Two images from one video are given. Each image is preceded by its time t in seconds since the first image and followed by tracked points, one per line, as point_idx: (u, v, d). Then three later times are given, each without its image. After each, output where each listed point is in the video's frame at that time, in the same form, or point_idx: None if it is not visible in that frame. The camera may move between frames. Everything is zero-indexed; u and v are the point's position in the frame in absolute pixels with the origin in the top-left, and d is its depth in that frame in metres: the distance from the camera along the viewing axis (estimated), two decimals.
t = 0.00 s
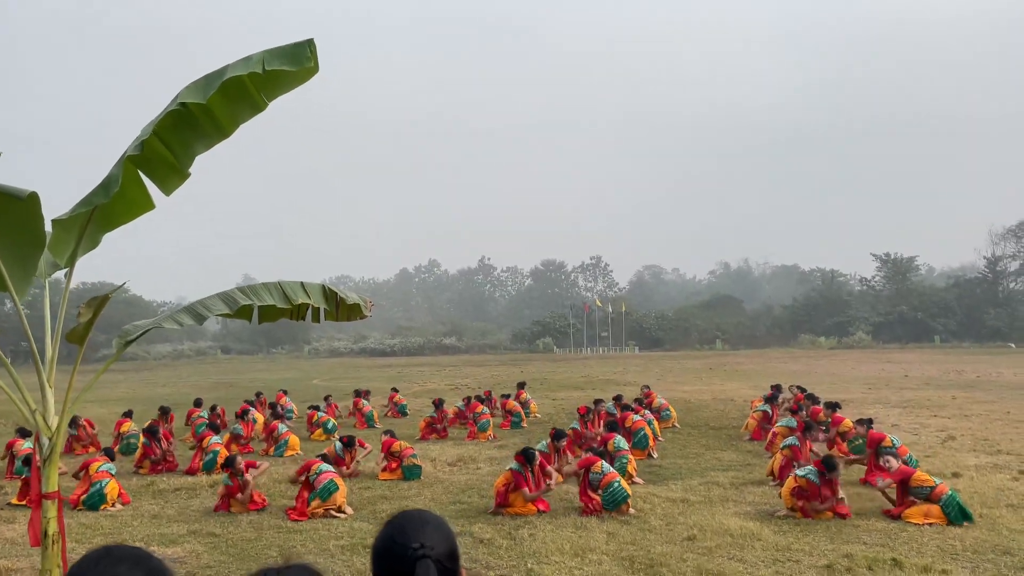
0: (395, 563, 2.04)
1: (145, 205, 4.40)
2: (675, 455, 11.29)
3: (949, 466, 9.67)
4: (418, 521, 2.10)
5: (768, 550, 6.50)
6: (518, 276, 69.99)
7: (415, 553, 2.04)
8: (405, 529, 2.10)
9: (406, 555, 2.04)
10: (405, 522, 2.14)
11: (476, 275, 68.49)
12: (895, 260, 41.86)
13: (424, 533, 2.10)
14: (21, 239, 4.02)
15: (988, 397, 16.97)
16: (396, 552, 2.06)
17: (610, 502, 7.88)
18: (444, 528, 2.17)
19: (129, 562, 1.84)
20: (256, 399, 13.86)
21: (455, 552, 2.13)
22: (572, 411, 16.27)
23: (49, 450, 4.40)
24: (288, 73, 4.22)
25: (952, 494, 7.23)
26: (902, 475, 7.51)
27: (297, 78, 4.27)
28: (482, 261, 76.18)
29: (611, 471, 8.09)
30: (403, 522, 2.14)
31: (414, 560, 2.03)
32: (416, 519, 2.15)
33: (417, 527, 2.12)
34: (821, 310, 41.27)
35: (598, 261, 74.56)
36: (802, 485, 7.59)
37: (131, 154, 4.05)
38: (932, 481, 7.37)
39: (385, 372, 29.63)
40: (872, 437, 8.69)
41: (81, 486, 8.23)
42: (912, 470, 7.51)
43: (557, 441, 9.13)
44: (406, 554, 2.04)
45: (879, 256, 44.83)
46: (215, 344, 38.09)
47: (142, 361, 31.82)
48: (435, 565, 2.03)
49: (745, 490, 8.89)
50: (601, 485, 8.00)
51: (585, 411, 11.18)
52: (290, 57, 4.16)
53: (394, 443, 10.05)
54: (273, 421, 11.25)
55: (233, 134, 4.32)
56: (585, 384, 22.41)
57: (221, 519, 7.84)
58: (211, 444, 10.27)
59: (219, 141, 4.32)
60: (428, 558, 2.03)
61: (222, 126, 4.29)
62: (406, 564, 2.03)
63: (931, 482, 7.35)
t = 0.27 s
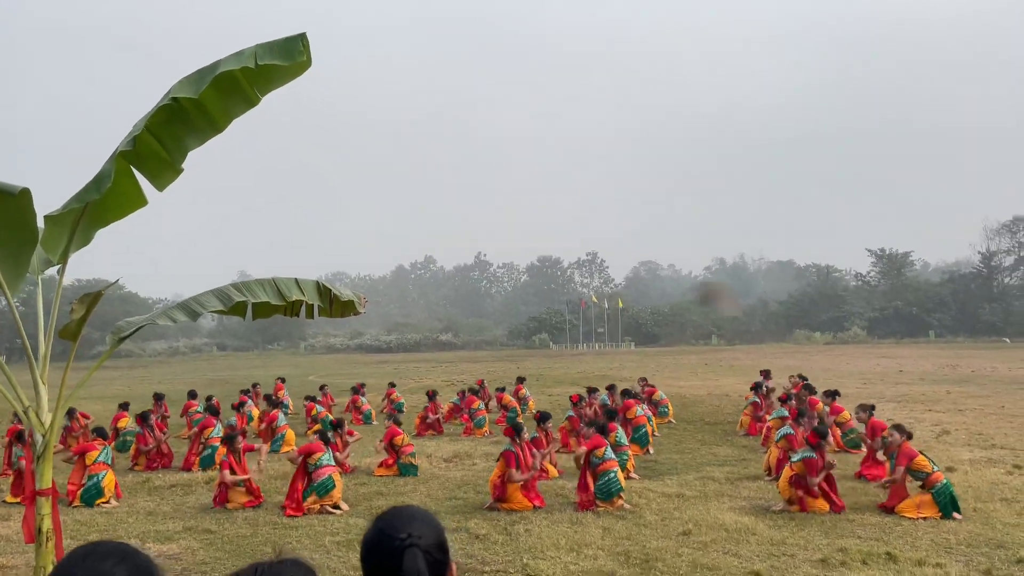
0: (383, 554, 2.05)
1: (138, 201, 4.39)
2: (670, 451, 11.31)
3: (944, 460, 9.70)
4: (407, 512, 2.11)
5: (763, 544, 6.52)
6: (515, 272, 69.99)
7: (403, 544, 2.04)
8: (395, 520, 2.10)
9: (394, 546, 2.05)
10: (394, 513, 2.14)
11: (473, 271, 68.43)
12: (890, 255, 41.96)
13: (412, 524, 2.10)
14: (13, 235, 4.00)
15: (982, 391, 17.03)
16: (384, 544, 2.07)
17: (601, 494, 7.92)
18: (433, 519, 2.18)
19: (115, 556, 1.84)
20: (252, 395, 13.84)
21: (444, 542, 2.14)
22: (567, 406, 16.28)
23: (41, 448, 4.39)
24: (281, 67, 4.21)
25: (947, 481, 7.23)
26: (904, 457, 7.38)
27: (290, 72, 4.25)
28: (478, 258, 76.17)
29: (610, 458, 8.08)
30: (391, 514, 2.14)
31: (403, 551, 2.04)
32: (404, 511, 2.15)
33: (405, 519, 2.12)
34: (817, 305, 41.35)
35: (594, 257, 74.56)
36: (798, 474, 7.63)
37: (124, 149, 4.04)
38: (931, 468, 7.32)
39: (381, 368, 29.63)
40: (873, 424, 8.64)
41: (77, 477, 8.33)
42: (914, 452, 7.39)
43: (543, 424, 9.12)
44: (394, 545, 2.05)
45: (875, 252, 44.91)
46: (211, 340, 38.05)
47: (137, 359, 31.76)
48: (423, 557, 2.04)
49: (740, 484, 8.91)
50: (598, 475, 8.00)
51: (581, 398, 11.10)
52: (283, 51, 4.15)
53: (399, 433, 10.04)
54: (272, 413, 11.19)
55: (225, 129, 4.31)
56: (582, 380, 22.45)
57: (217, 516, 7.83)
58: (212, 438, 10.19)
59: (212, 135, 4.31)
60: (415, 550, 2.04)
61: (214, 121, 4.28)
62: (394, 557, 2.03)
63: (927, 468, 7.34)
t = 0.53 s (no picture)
0: (378, 551, 2.05)
1: (134, 196, 4.38)
2: (668, 446, 11.32)
3: (940, 454, 9.73)
4: (402, 509, 2.11)
5: (761, 539, 6.53)
6: (512, 268, 69.95)
7: (399, 541, 2.04)
8: (390, 516, 2.11)
9: (389, 543, 2.04)
10: (389, 510, 2.14)
11: (471, 266, 68.35)
12: (887, 250, 41.99)
13: (407, 521, 2.10)
14: (9, 229, 3.99)
15: (980, 386, 17.05)
16: (379, 541, 2.06)
17: (606, 495, 7.95)
18: (429, 514, 2.18)
19: (107, 553, 1.84)
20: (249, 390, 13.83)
21: (440, 538, 2.13)
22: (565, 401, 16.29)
23: (39, 444, 4.38)
24: (277, 61, 4.19)
25: (950, 486, 7.25)
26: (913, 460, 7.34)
27: (285, 66, 4.24)
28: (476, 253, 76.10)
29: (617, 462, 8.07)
30: (386, 511, 2.14)
31: (398, 548, 2.03)
32: (400, 507, 2.15)
33: (400, 516, 2.11)
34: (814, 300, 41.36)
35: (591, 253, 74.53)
36: (790, 471, 7.66)
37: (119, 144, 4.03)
38: (936, 470, 7.31)
39: (379, 364, 29.61)
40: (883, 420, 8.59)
41: (80, 480, 8.32)
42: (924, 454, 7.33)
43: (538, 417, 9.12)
44: (389, 542, 2.04)
45: (872, 246, 44.93)
46: (209, 337, 38.01)
47: (135, 355, 31.72)
48: (418, 553, 2.04)
49: (738, 479, 8.93)
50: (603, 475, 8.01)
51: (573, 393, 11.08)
52: (279, 45, 4.13)
53: (406, 432, 10.00)
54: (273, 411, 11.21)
55: (221, 124, 4.30)
56: (580, 375, 22.46)
57: (215, 511, 7.83)
58: (213, 439, 10.23)
59: (207, 131, 4.30)
60: (411, 546, 2.03)
61: (210, 116, 4.27)
62: (389, 553, 2.03)
63: (933, 470, 7.33)
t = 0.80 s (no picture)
0: (378, 547, 2.06)
1: (133, 193, 4.38)
2: (668, 441, 11.34)
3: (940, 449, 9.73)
4: (402, 505, 2.12)
5: (760, 534, 6.54)
6: (512, 264, 69.94)
7: (398, 538, 2.05)
8: (389, 512, 2.12)
9: (388, 540, 2.05)
10: (389, 505, 2.15)
11: (470, 262, 68.26)
12: (887, 245, 41.97)
13: (407, 517, 2.11)
14: (8, 226, 3.99)
15: (980, 381, 17.05)
16: (379, 537, 2.07)
17: (601, 485, 7.96)
18: (429, 511, 2.19)
19: (103, 549, 1.86)
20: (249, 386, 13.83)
21: (440, 534, 2.14)
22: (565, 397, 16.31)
23: (39, 439, 4.38)
24: (275, 57, 4.19)
25: (949, 476, 7.24)
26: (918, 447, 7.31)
27: (284, 62, 4.24)
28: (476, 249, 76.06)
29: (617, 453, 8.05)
30: (386, 507, 2.14)
31: (397, 545, 2.04)
32: (399, 503, 2.16)
33: (400, 511, 2.13)
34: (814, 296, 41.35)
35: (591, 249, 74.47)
36: (792, 460, 7.65)
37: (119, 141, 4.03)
38: (939, 460, 7.27)
39: (379, 360, 29.61)
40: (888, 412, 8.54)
41: (81, 475, 8.31)
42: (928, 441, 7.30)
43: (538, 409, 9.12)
44: (388, 539, 2.05)
45: (872, 242, 44.90)
46: (209, 333, 38.01)
47: (135, 351, 31.73)
48: (417, 550, 2.04)
49: (737, 474, 8.94)
50: (601, 466, 8.00)
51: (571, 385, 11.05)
52: (277, 41, 4.13)
53: (408, 427, 9.98)
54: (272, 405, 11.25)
55: (220, 120, 4.30)
56: (579, 371, 22.47)
57: (215, 507, 7.84)
58: (212, 433, 10.28)
59: (206, 127, 4.30)
60: (410, 543, 2.04)
61: (209, 112, 4.26)
62: (388, 550, 2.04)
63: (934, 459, 7.28)
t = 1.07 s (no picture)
0: (379, 545, 2.05)
1: (134, 190, 4.38)
2: (670, 438, 11.33)
3: (943, 446, 9.71)
4: (405, 502, 2.11)
5: (762, 531, 6.53)
6: (514, 261, 69.95)
7: (400, 537, 2.05)
8: (392, 510, 2.11)
9: (391, 538, 2.05)
10: (393, 503, 2.13)
11: (472, 260, 68.24)
12: (890, 242, 41.91)
13: (410, 515, 2.10)
14: (9, 223, 3.99)
15: (983, 378, 17.02)
16: (380, 535, 2.07)
17: (605, 486, 7.96)
18: (432, 509, 2.18)
19: (94, 547, 1.85)
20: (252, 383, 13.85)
21: (443, 533, 2.14)
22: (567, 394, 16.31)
23: (41, 437, 4.38)
24: (276, 54, 4.18)
25: (951, 474, 7.22)
26: (920, 445, 7.32)
27: (284, 59, 4.23)
28: (478, 247, 76.05)
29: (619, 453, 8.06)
30: (391, 503, 2.14)
31: (399, 544, 2.04)
32: (403, 500, 2.15)
33: (404, 509, 2.12)
34: (816, 293, 41.30)
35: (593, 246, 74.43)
36: (793, 462, 7.64)
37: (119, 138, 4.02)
38: (942, 459, 7.28)
39: (381, 357, 29.62)
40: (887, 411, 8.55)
41: (83, 475, 8.32)
42: (931, 440, 7.31)
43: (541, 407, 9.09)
44: (391, 537, 2.05)
45: (874, 239, 44.81)
46: (211, 331, 38.06)
47: (138, 349, 31.77)
48: (419, 549, 2.04)
49: (739, 472, 8.93)
50: (604, 467, 8.01)
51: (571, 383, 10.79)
52: (277, 38, 4.13)
53: (413, 427, 9.96)
54: (275, 403, 11.23)
55: (221, 117, 4.30)
56: (582, 369, 22.46)
57: (218, 505, 7.85)
58: (212, 432, 10.25)
59: (206, 124, 4.30)
60: (412, 542, 2.04)
61: (209, 109, 4.26)
62: (390, 548, 2.04)
63: (936, 457, 7.27)
